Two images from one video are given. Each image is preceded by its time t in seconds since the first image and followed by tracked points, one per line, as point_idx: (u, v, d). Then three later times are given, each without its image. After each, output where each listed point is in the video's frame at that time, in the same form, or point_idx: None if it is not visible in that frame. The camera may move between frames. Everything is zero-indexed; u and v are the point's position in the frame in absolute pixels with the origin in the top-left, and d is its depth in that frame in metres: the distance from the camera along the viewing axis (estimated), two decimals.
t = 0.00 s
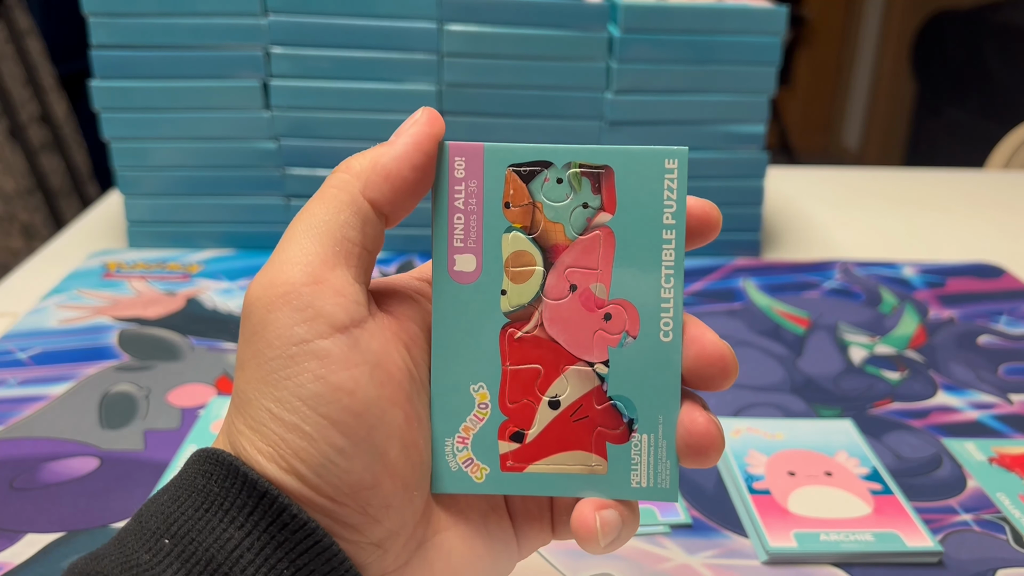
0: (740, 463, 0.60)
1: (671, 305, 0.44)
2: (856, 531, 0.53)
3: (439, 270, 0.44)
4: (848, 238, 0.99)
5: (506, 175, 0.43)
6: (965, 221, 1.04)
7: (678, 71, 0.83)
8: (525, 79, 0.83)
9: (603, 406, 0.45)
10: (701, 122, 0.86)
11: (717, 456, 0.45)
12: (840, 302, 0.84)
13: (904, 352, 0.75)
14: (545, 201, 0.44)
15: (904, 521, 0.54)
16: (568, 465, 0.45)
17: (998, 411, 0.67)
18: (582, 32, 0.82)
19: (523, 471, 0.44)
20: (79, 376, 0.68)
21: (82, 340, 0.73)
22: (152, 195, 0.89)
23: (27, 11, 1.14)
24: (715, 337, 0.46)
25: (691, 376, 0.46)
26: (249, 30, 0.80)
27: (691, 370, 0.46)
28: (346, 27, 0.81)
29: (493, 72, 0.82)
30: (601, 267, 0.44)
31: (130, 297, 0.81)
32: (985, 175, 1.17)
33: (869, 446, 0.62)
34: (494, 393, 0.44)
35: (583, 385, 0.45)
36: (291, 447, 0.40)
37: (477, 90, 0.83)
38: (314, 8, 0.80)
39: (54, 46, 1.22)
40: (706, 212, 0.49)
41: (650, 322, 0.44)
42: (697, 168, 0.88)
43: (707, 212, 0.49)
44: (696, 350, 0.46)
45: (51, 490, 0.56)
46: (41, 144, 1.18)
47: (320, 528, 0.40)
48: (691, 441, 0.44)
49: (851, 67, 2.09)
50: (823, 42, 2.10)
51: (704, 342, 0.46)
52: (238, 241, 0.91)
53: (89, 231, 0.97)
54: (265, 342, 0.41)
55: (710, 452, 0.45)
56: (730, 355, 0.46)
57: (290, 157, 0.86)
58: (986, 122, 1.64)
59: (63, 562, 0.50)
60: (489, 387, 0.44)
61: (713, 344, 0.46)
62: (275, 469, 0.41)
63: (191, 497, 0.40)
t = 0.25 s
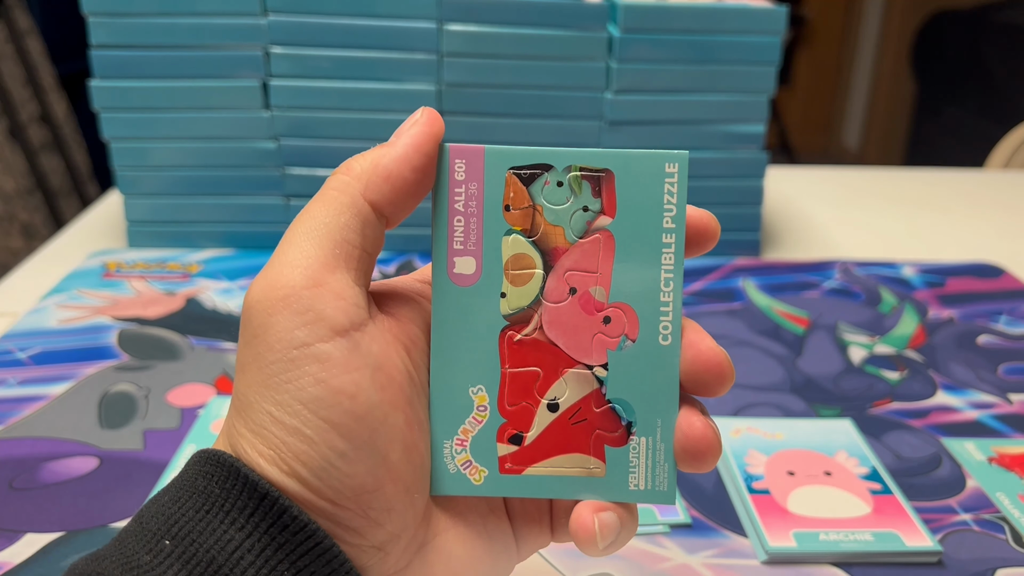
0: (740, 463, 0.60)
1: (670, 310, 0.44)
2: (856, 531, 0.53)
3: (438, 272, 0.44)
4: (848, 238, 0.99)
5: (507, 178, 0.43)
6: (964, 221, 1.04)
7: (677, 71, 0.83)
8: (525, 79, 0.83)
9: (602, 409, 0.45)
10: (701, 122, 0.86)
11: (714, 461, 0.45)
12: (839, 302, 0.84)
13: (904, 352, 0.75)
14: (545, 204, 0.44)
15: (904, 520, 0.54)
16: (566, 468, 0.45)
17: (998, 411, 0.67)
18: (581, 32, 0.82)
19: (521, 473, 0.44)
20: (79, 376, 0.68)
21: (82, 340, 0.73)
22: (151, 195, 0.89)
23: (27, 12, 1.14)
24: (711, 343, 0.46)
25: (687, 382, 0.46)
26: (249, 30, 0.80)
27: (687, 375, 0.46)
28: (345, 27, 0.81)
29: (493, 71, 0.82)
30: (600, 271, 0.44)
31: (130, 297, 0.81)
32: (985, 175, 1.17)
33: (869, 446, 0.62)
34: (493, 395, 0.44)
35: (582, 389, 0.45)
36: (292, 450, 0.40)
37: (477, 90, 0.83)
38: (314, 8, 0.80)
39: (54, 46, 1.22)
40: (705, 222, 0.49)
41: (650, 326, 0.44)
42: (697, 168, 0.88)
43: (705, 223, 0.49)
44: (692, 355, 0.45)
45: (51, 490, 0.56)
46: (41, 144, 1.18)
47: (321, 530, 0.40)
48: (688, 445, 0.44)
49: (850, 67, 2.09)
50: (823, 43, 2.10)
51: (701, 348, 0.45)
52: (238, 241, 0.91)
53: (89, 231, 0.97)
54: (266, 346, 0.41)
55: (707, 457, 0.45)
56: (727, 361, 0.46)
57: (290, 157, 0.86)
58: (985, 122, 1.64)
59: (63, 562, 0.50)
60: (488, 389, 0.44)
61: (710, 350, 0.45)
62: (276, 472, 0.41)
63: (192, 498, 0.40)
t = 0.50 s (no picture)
0: (740, 463, 0.60)
1: (669, 310, 0.44)
2: (855, 531, 0.53)
3: (438, 273, 0.44)
4: (848, 238, 0.99)
5: (506, 178, 0.43)
6: (965, 221, 1.04)
7: (677, 70, 0.83)
8: (525, 79, 0.83)
9: (601, 410, 0.45)
10: (701, 121, 0.86)
11: (713, 462, 0.45)
12: (839, 302, 0.84)
13: (904, 352, 0.75)
14: (544, 204, 0.44)
15: (904, 520, 0.54)
16: (566, 468, 0.44)
17: (998, 410, 0.67)
18: (581, 32, 0.82)
19: (520, 474, 0.44)
20: (79, 375, 0.68)
21: (83, 339, 0.73)
22: (151, 195, 0.89)
23: (27, 12, 1.14)
24: (711, 345, 0.46)
25: (686, 383, 0.46)
26: (249, 30, 0.80)
27: (686, 377, 0.46)
28: (345, 27, 0.81)
29: (492, 71, 0.82)
30: (600, 271, 0.44)
31: (130, 297, 0.81)
32: (985, 174, 1.17)
33: (869, 445, 0.62)
34: (492, 395, 0.44)
35: (581, 389, 0.45)
36: (293, 451, 0.40)
37: (477, 90, 0.83)
38: (313, 7, 0.80)
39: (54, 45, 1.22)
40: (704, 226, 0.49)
41: (649, 326, 0.44)
42: (697, 167, 0.88)
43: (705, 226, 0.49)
44: (691, 355, 0.45)
45: (51, 489, 0.56)
46: (42, 143, 1.18)
47: (322, 530, 0.40)
48: (687, 446, 0.44)
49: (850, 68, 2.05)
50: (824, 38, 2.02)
51: (700, 350, 0.45)
52: (238, 241, 0.91)
53: (89, 230, 0.97)
54: (267, 347, 0.41)
55: (705, 458, 0.45)
56: (726, 364, 0.46)
57: (289, 156, 0.86)
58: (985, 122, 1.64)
59: (63, 561, 0.50)
60: (487, 389, 0.44)
61: (709, 352, 0.45)
62: (276, 473, 0.41)
63: (193, 498, 0.40)
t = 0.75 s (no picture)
0: (740, 463, 0.60)
1: (669, 310, 0.44)
2: (856, 531, 0.53)
3: (438, 274, 0.44)
4: (848, 238, 0.99)
5: (506, 179, 0.43)
6: (965, 221, 1.04)
7: (678, 70, 0.83)
8: (525, 79, 0.83)
9: (601, 411, 0.45)
10: (701, 122, 0.86)
11: (713, 464, 0.45)
12: (840, 302, 0.84)
13: (904, 352, 0.75)
14: (544, 205, 0.44)
15: (904, 521, 0.54)
16: (566, 470, 0.44)
17: (998, 410, 0.67)
18: (581, 32, 0.82)
19: (521, 476, 0.44)
20: (79, 376, 0.68)
21: (83, 340, 0.73)
22: (151, 195, 0.88)
23: (27, 12, 1.14)
24: (711, 347, 0.46)
25: (686, 385, 0.46)
26: (249, 30, 0.80)
27: (686, 379, 0.46)
28: (345, 27, 0.81)
29: (493, 71, 0.82)
30: (600, 272, 0.44)
31: (130, 297, 0.81)
32: (985, 174, 1.17)
33: (869, 446, 0.62)
34: (493, 396, 0.44)
35: (581, 390, 0.45)
36: (294, 453, 0.40)
37: (477, 90, 0.83)
38: (313, 8, 0.80)
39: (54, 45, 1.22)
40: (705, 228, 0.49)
41: (649, 327, 0.44)
42: (697, 168, 0.88)
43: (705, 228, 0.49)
44: (691, 357, 0.45)
45: (52, 490, 0.56)
46: (42, 144, 1.18)
47: (323, 532, 0.40)
48: (687, 447, 0.44)
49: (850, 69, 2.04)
50: (823, 40, 2.03)
51: (700, 352, 0.45)
52: (238, 241, 0.91)
53: (89, 231, 0.97)
54: (267, 349, 0.41)
55: (705, 460, 0.45)
56: (725, 366, 0.46)
57: (289, 157, 0.86)
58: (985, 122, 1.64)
59: (64, 562, 0.50)
60: (487, 391, 0.44)
61: (708, 354, 0.45)
62: (278, 475, 0.41)
63: (194, 499, 0.40)
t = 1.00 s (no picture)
0: (740, 463, 0.60)
1: (665, 308, 0.44)
2: (856, 531, 0.53)
3: (434, 274, 0.44)
4: (848, 238, 0.99)
5: (501, 178, 0.44)
6: (965, 221, 1.04)
7: (677, 70, 0.83)
8: (525, 79, 0.83)
9: (599, 410, 0.45)
10: (701, 121, 0.86)
11: (710, 463, 0.45)
12: (840, 302, 0.84)
13: (904, 352, 0.75)
14: (539, 204, 0.44)
15: (904, 521, 0.54)
16: (563, 469, 0.44)
17: (998, 410, 0.67)
18: (582, 32, 0.82)
19: (518, 475, 0.44)
20: (79, 376, 0.68)
21: (83, 340, 0.73)
22: (151, 195, 0.88)
23: (27, 12, 1.14)
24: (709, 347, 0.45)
25: (684, 384, 0.46)
26: (249, 30, 0.80)
27: (683, 378, 0.46)
28: (345, 27, 0.80)
29: (493, 71, 0.82)
30: (596, 271, 0.44)
31: (130, 297, 0.81)
32: (985, 174, 1.17)
33: (869, 446, 0.62)
34: (490, 396, 0.44)
35: (579, 389, 0.45)
36: (292, 454, 0.40)
37: (477, 90, 0.84)
38: (314, 8, 0.80)
39: (54, 45, 1.22)
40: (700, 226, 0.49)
41: (646, 325, 0.44)
42: (697, 168, 0.88)
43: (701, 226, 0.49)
44: (688, 356, 0.45)
45: (52, 490, 0.56)
46: (41, 143, 1.18)
47: (321, 532, 0.40)
48: (684, 446, 0.44)
49: (850, 68, 2.03)
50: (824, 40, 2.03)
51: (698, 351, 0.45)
52: (238, 241, 0.91)
53: (89, 231, 0.97)
54: (264, 350, 0.41)
55: (703, 458, 0.44)
56: (723, 365, 0.46)
57: (290, 157, 0.86)
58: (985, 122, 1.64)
59: (64, 562, 0.50)
60: (485, 390, 0.44)
61: (706, 353, 0.45)
62: (276, 476, 0.41)
63: (193, 499, 0.40)
